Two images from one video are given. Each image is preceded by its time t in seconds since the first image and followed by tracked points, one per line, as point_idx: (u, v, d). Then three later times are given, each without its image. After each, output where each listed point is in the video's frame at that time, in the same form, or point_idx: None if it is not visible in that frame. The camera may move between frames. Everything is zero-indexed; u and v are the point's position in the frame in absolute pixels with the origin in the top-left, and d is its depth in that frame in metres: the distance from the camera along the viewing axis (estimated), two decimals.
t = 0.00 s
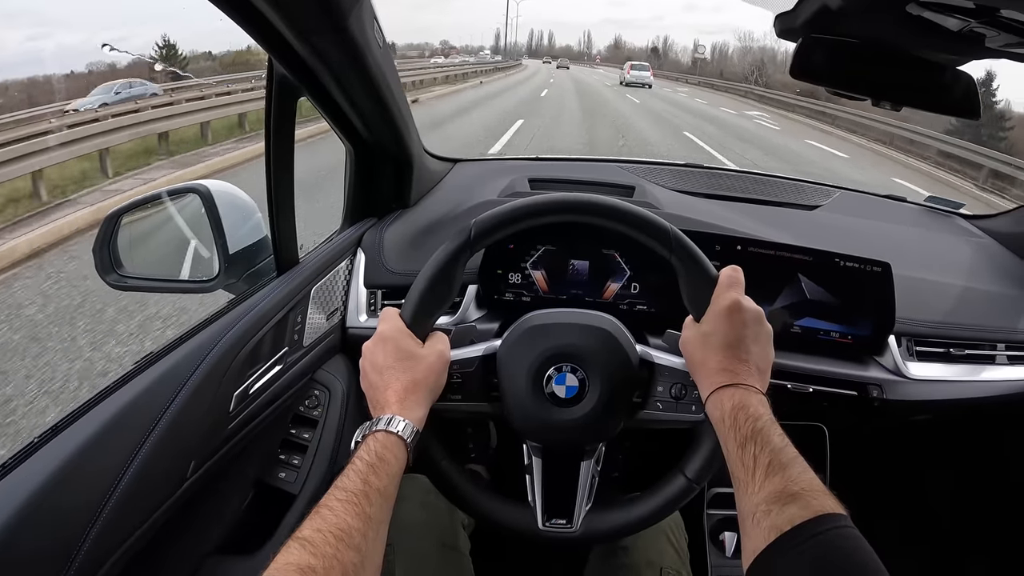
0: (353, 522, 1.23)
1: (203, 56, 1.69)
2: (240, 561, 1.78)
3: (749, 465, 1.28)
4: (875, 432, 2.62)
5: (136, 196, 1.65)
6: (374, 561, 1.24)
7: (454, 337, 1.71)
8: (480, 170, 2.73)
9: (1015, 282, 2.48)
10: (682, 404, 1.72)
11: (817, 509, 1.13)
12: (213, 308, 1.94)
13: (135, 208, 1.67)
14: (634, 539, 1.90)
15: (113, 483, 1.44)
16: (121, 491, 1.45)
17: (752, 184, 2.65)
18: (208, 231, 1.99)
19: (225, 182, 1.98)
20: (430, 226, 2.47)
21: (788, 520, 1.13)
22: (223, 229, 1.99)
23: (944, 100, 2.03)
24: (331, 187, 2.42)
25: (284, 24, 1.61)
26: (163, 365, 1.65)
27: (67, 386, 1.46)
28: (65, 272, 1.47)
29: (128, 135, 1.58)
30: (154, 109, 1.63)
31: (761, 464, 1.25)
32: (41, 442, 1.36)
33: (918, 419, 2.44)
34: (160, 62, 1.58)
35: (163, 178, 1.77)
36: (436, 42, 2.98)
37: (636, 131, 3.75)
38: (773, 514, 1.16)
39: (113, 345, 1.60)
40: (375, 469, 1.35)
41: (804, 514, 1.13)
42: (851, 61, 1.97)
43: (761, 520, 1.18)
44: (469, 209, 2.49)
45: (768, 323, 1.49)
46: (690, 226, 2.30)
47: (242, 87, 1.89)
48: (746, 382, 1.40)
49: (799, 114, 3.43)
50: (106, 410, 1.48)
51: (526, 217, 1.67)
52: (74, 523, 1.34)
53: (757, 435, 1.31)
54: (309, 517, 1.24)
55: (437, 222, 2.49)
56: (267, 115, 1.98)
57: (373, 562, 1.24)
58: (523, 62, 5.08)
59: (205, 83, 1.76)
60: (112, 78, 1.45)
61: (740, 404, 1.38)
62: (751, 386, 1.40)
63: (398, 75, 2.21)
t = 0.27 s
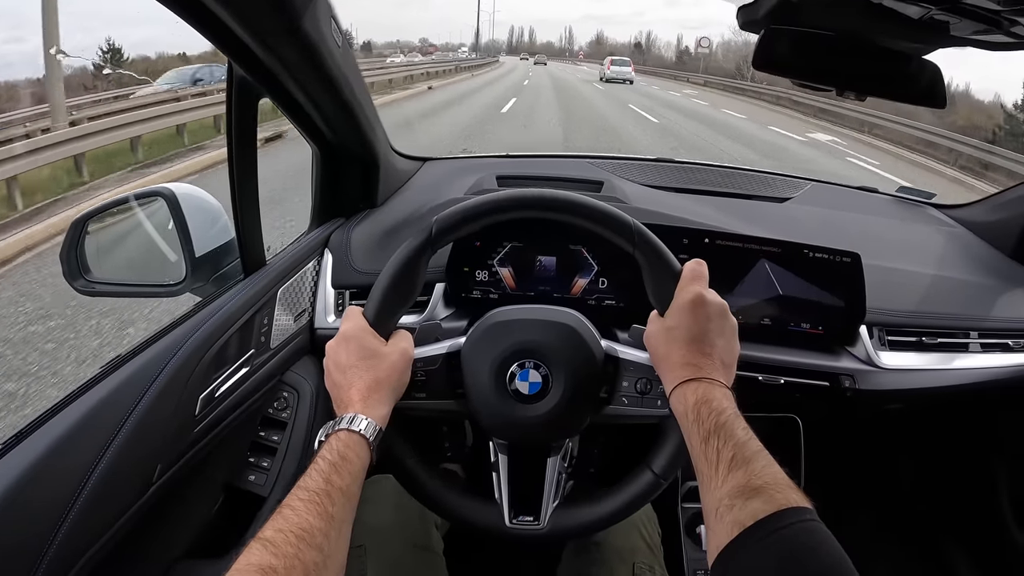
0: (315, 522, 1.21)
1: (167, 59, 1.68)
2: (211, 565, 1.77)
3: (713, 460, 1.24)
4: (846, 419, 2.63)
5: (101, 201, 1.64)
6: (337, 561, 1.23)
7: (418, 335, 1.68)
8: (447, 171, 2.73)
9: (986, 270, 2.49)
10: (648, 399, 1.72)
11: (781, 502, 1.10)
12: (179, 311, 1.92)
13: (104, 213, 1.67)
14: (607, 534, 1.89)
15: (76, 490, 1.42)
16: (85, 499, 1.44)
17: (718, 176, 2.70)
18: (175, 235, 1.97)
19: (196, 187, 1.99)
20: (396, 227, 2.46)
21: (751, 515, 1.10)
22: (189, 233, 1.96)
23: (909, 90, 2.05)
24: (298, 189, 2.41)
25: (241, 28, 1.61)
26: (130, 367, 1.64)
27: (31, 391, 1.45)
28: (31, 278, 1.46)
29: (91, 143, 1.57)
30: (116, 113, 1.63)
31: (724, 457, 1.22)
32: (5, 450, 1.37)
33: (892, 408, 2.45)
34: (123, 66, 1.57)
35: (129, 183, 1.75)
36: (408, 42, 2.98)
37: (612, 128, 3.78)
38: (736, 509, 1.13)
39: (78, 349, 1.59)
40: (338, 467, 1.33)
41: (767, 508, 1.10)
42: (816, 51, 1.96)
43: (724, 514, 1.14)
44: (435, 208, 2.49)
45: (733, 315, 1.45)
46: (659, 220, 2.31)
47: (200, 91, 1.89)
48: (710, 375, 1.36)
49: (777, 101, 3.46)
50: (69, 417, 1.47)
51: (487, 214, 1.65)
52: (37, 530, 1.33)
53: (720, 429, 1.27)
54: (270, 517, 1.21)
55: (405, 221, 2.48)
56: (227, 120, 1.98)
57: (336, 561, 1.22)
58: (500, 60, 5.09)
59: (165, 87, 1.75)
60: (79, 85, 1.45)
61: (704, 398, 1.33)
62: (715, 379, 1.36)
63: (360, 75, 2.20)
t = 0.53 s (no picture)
0: (286, 521, 1.19)
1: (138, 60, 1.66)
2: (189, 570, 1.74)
3: (691, 455, 1.23)
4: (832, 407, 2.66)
5: (72, 204, 1.61)
6: (308, 560, 1.21)
7: (392, 332, 1.68)
8: (427, 165, 2.72)
9: (968, 258, 2.49)
10: (625, 393, 1.70)
11: (760, 498, 1.08)
12: (151, 314, 1.90)
13: (72, 218, 1.62)
14: (590, 531, 1.86)
15: (47, 498, 1.39)
16: (56, 506, 1.41)
17: (698, 168, 2.71)
18: (148, 236, 1.93)
19: (168, 187, 1.95)
20: (373, 222, 2.44)
21: (730, 511, 1.08)
22: (162, 234, 1.94)
23: (888, 77, 2.02)
24: (274, 187, 2.39)
25: (205, 25, 1.59)
26: (101, 371, 1.61)
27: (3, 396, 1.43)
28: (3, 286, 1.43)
29: (67, 148, 1.54)
30: (92, 118, 1.60)
31: (702, 453, 1.20)
32: None
33: (876, 398, 2.45)
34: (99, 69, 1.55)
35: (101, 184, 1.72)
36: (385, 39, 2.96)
37: (594, 124, 3.77)
38: (714, 506, 1.11)
39: (49, 353, 1.56)
40: (309, 467, 1.30)
41: (745, 504, 1.08)
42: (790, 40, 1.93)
43: (701, 511, 1.13)
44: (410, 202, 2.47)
45: (710, 308, 1.43)
46: (637, 212, 2.30)
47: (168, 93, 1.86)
48: (686, 369, 1.35)
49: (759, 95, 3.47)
50: (37, 424, 1.44)
51: (459, 207, 1.62)
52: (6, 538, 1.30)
53: (697, 424, 1.26)
54: (241, 517, 1.19)
55: (382, 217, 2.46)
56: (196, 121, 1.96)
57: (308, 561, 1.20)
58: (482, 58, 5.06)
59: (137, 86, 1.72)
60: (50, 89, 1.43)
61: (681, 392, 1.33)
62: (692, 373, 1.35)
63: (331, 73, 2.19)
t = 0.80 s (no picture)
0: (288, 521, 1.19)
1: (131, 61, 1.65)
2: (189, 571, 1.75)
3: (689, 456, 1.23)
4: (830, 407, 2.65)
5: (69, 207, 1.61)
6: (310, 560, 1.21)
7: (391, 332, 1.70)
8: (425, 166, 2.73)
9: (965, 257, 2.50)
10: (624, 394, 1.70)
11: (758, 497, 1.09)
12: (150, 316, 1.90)
13: (71, 220, 1.63)
14: (591, 533, 1.85)
15: (48, 501, 1.40)
16: (57, 508, 1.41)
17: (697, 168, 2.71)
18: (148, 239, 1.93)
19: (165, 190, 1.94)
20: (372, 223, 2.45)
21: (728, 510, 1.09)
22: (161, 236, 1.93)
23: (883, 77, 2.04)
24: (272, 189, 2.40)
25: (204, 27, 1.59)
26: (100, 375, 1.61)
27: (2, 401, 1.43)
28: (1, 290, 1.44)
29: (66, 149, 1.54)
30: (89, 121, 1.59)
31: (700, 453, 1.21)
32: None
33: (874, 396, 2.46)
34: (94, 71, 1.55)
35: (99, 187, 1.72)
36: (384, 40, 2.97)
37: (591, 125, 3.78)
38: (712, 505, 1.12)
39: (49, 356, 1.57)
40: (309, 467, 1.31)
41: (744, 503, 1.09)
42: (787, 40, 1.94)
43: (700, 511, 1.13)
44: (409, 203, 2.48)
45: (707, 309, 1.44)
46: (635, 212, 2.31)
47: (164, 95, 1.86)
48: (684, 369, 1.35)
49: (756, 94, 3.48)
50: (34, 429, 1.44)
51: (458, 208, 1.63)
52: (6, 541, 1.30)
53: (695, 424, 1.26)
54: (242, 518, 1.19)
55: (380, 218, 2.47)
56: (194, 122, 1.97)
57: (310, 561, 1.21)
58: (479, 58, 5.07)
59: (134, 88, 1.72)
60: (49, 92, 1.43)
61: (680, 393, 1.33)
62: (690, 374, 1.36)
63: (330, 74, 2.19)
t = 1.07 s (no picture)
0: (301, 522, 1.19)
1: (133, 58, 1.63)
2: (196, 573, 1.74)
3: (700, 454, 1.22)
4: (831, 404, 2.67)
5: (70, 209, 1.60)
6: (324, 561, 1.21)
7: (400, 331, 1.69)
8: (428, 165, 2.73)
9: (966, 255, 2.51)
10: (632, 392, 1.71)
11: (770, 496, 1.09)
12: (155, 317, 1.89)
13: (75, 219, 1.63)
14: (598, 530, 1.85)
15: (59, 500, 1.40)
16: (69, 508, 1.41)
17: (699, 167, 2.72)
18: (152, 238, 1.93)
19: (171, 189, 1.95)
20: (377, 223, 2.44)
21: (741, 509, 1.09)
22: (165, 235, 1.93)
23: (888, 78, 2.05)
24: (275, 188, 2.39)
25: (214, 26, 1.59)
26: (106, 376, 1.60)
27: (10, 403, 1.43)
28: (2, 292, 1.42)
29: (67, 147, 1.53)
30: (90, 119, 1.58)
31: (711, 452, 1.20)
32: None
33: (875, 394, 2.47)
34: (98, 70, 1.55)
35: (103, 186, 1.71)
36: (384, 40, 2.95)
37: (591, 124, 3.79)
38: (725, 503, 1.11)
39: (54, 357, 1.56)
40: (321, 467, 1.30)
41: (756, 502, 1.09)
42: (793, 40, 1.94)
43: (712, 509, 1.13)
44: (413, 203, 2.48)
45: (715, 309, 1.44)
46: (640, 211, 2.31)
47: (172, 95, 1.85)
48: (694, 368, 1.34)
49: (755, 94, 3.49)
50: (44, 431, 1.43)
51: (467, 208, 1.62)
52: (16, 545, 1.30)
53: (706, 423, 1.25)
54: (254, 520, 1.19)
55: (384, 217, 2.46)
56: (199, 122, 1.95)
57: (324, 562, 1.21)
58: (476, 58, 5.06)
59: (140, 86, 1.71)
60: (52, 89, 1.42)
61: (689, 392, 1.31)
62: (699, 372, 1.34)
63: (335, 73, 2.18)
